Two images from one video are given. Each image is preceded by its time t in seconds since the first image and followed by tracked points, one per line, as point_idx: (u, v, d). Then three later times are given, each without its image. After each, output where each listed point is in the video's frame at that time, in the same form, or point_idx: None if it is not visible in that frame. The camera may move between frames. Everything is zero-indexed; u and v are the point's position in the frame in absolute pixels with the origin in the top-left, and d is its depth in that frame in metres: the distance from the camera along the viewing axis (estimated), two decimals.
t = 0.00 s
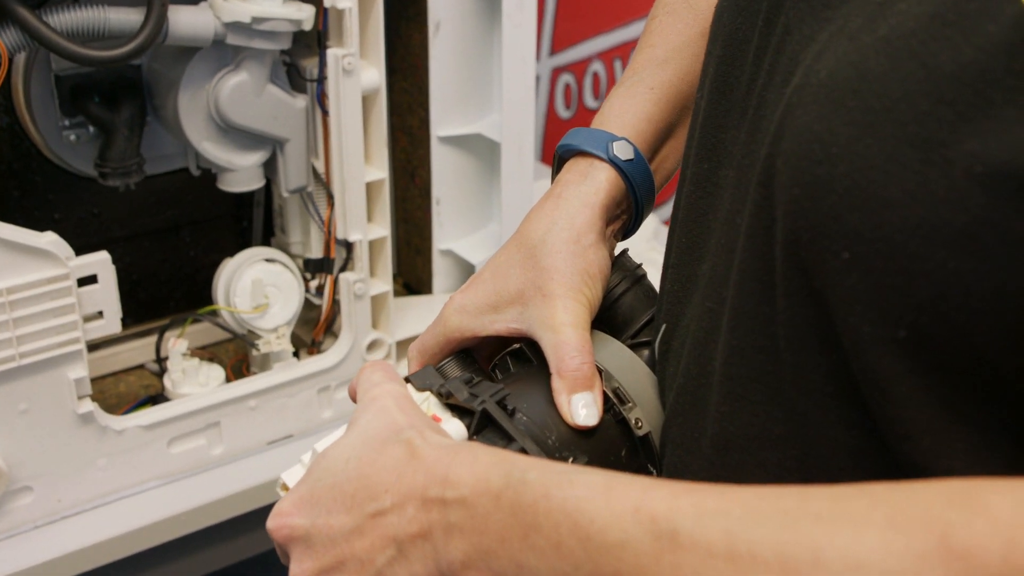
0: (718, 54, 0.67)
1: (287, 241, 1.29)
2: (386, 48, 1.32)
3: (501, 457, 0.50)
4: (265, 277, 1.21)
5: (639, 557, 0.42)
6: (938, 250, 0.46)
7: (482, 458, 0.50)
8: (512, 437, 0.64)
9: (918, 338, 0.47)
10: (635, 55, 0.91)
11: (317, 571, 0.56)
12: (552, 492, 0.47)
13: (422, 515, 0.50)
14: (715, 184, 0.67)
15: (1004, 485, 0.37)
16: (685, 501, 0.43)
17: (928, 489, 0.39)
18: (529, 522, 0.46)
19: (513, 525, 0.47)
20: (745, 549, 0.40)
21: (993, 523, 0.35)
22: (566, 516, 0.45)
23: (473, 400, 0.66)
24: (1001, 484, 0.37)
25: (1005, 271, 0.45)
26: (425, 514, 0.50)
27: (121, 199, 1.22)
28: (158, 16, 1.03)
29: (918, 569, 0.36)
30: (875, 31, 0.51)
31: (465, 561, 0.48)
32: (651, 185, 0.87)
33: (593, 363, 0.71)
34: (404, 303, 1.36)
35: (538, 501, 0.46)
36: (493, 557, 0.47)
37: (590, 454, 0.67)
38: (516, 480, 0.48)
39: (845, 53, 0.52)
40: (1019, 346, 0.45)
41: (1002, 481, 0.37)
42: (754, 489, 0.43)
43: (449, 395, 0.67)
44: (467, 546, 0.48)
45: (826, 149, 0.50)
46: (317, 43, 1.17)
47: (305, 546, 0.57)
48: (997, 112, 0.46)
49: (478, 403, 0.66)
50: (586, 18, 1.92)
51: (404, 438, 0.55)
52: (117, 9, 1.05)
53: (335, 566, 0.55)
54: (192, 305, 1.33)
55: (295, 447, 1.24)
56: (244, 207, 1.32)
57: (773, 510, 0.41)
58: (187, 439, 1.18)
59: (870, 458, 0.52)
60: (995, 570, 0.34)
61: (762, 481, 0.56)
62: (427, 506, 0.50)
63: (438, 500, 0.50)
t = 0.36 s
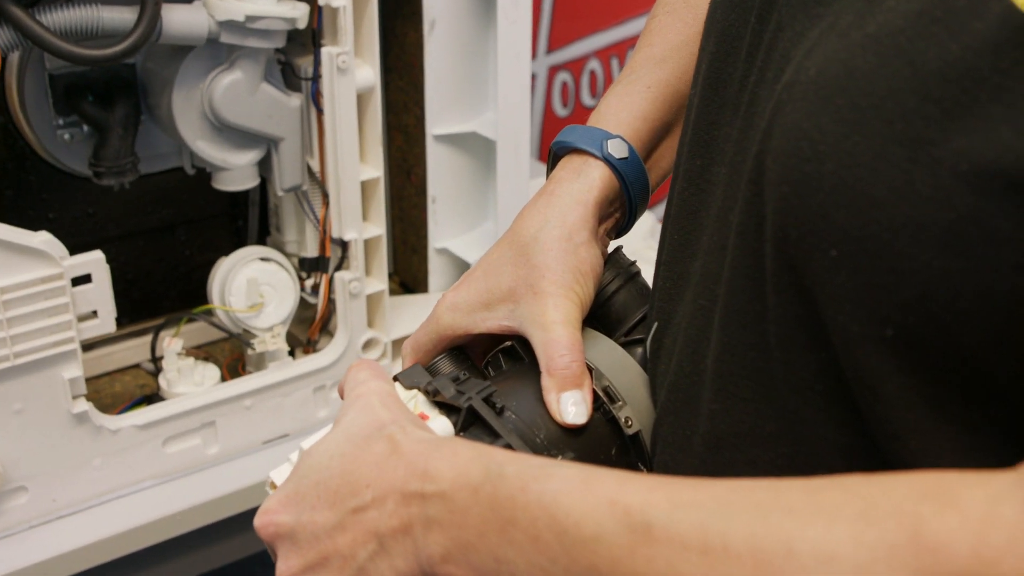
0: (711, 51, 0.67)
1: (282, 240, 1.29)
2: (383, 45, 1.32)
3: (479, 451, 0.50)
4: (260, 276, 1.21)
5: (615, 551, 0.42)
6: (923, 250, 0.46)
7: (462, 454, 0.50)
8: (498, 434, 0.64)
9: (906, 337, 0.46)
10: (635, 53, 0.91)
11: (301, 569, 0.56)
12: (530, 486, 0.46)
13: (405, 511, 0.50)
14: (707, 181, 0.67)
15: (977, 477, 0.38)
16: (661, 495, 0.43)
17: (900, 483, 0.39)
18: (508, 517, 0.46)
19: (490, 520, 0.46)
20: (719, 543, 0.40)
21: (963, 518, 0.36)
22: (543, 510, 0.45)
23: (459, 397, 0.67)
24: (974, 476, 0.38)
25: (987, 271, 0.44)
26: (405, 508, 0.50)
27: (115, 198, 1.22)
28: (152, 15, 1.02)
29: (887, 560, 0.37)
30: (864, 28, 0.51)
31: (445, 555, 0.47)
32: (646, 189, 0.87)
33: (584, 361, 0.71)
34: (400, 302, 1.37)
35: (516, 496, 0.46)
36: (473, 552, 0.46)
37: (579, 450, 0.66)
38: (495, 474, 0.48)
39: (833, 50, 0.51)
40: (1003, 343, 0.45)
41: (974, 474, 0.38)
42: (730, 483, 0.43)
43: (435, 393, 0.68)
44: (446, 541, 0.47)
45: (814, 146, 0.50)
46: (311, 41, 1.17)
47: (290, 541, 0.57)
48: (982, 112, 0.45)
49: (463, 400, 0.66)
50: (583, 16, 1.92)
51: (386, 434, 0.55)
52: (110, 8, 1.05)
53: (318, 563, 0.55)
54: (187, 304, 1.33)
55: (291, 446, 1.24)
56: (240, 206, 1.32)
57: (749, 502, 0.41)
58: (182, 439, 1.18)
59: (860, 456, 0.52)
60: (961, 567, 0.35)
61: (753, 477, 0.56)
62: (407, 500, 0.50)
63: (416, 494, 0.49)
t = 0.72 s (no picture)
0: (701, 51, 0.67)
1: (274, 242, 1.29)
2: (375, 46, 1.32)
3: (461, 449, 0.50)
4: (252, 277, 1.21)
5: (596, 546, 0.42)
6: (910, 248, 0.46)
7: (444, 454, 0.50)
8: (486, 435, 0.64)
9: (893, 337, 0.46)
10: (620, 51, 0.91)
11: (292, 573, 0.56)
12: (512, 483, 0.46)
13: (390, 509, 0.50)
14: (697, 181, 0.67)
15: (954, 465, 0.37)
16: (640, 490, 0.43)
17: (879, 472, 0.38)
18: (492, 515, 0.46)
19: (474, 517, 0.46)
20: (697, 537, 0.40)
21: (936, 507, 0.35)
22: (525, 507, 0.45)
23: (446, 399, 0.67)
24: (951, 465, 0.37)
25: (974, 272, 0.44)
26: (390, 508, 0.50)
27: (107, 200, 1.22)
28: (142, 16, 1.02)
29: (861, 551, 0.36)
30: (852, 29, 0.51)
31: (430, 553, 0.48)
32: (635, 186, 0.87)
33: (573, 363, 0.71)
34: (393, 303, 1.37)
35: (497, 493, 0.46)
36: (456, 550, 0.47)
37: (569, 450, 0.67)
38: (478, 471, 0.48)
39: (822, 52, 0.52)
40: (986, 343, 0.44)
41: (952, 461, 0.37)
42: (710, 476, 0.43)
43: (423, 396, 0.68)
44: (430, 539, 0.48)
45: (804, 146, 0.50)
46: (303, 42, 1.17)
47: (280, 547, 0.58)
48: (969, 113, 0.45)
49: (450, 402, 0.66)
50: (575, 18, 1.92)
51: (372, 436, 0.56)
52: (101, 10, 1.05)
53: (307, 567, 0.55)
54: (179, 305, 1.33)
55: (283, 447, 1.24)
56: (231, 207, 1.33)
57: (728, 494, 0.41)
58: (174, 441, 1.18)
59: (847, 456, 0.52)
60: (932, 559, 0.34)
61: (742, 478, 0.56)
62: (391, 500, 0.50)
63: (399, 494, 0.50)
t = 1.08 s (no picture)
0: (697, 46, 0.67)
1: (268, 241, 1.29)
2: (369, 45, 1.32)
3: (444, 451, 0.51)
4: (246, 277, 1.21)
5: (578, 549, 0.43)
6: (908, 250, 0.45)
7: (428, 456, 0.51)
8: (475, 436, 0.64)
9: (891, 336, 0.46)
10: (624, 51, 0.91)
11: None
12: (495, 485, 0.47)
13: (373, 512, 0.51)
14: (692, 177, 0.67)
15: (934, 469, 0.37)
16: (621, 491, 0.43)
17: (857, 477, 0.38)
18: (471, 515, 0.46)
19: (455, 519, 0.47)
20: (678, 538, 0.40)
21: (918, 511, 0.36)
22: (507, 509, 0.46)
23: (436, 400, 0.67)
24: (930, 467, 0.37)
25: (973, 271, 0.44)
26: (372, 510, 0.51)
27: (100, 199, 1.22)
28: (134, 14, 1.02)
29: (841, 553, 0.36)
30: (846, 25, 0.51)
31: (412, 555, 0.49)
32: (632, 184, 0.86)
33: (567, 364, 0.71)
34: (388, 301, 1.37)
35: (479, 496, 0.47)
36: (438, 552, 0.47)
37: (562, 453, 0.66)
38: (460, 472, 0.49)
39: (814, 48, 0.51)
40: (988, 346, 0.45)
41: (933, 463, 0.37)
42: (687, 477, 0.43)
43: (413, 399, 0.68)
44: (413, 541, 0.49)
45: (797, 147, 0.49)
46: (297, 40, 1.17)
47: (269, 552, 0.59)
48: (965, 112, 0.45)
49: (439, 404, 0.66)
50: (569, 16, 1.92)
51: (355, 439, 0.56)
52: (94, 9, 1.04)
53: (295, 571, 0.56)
54: (174, 304, 1.32)
55: (279, 446, 1.24)
56: (225, 206, 1.32)
57: (709, 496, 0.41)
58: (170, 439, 1.18)
59: (844, 453, 0.52)
60: (913, 562, 0.35)
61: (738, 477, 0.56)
62: (375, 502, 0.51)
63: (382, 496, 0.50)
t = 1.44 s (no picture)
0: (692, 42, 0.67)
1: (263, 240, 1.29)
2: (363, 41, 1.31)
3: (429, 449, 0.51)
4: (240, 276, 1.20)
5: (561, 548, 0.43)
6: (889, 256, 0.45)
7: (410, 453, 0.51)
8: (462, 432, 0.64)
9: (875, 339, 0.46)
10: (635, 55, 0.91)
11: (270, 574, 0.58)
12: (479, 484, 0.47)
13: (357, 506, 0.51)
14: (684, 174, 0.67)
15: (917, 476, 0.38)
16: (605, 493, 0.44)
17: (844, 483, 0.39)
18: (456, 513, 0.47)
19: (439, 515, 0.48)
20: (662, 541, 0.41)
21: (900, 519, 0.36)
22: (490, 506, 0.46)
23: (423, 398, 0.67)
24: (913, 475, 0.38)
25: (956, 280, 0.43)
26: (356, 505, 0.51)
27: (94, 199, 1.21)
28: (127, 13, 1.01)
29: (827, 560, 0.37)
30: (835, 27, 0.50)
31: (396, 551, 0.49)
32: (629, 187, 0.85)
33: (558, 361, 0.71)
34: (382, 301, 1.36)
35: (464, 494, 0.47)
36: (422, 549, 0.48)
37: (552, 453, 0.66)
38: (444, 471, 0.49)
39: (803, 50, 0.51)
40: (971, 352, 0.43)
41: (919, 471, 0.38)
42: (670, 478, 0.44)
43: (400, 396, 0.68)
44: (396, 538, 0.49)
45: (783, 148, 0.49)
46: (291, 39, 1.17)
47: (257, 548, 0.59)
48: (952, 121, 0.44)
49: (426, 402, 0.66)
50: (566, 14, 1.91)
51: (341, 434, 0.57)
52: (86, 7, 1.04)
53: (281, 567, 0.57)
54: (168, 303, 1.32)
55: (274, 446, 1.23)
56: (219, 206, 1.32)
57: (693, 497, 0.42)
58: (164, 439, 1.17)
59: (835, 455, 0.52)
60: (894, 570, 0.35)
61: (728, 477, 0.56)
62: (358, 497, 0.51)
63: (366, 492, 0.51)
